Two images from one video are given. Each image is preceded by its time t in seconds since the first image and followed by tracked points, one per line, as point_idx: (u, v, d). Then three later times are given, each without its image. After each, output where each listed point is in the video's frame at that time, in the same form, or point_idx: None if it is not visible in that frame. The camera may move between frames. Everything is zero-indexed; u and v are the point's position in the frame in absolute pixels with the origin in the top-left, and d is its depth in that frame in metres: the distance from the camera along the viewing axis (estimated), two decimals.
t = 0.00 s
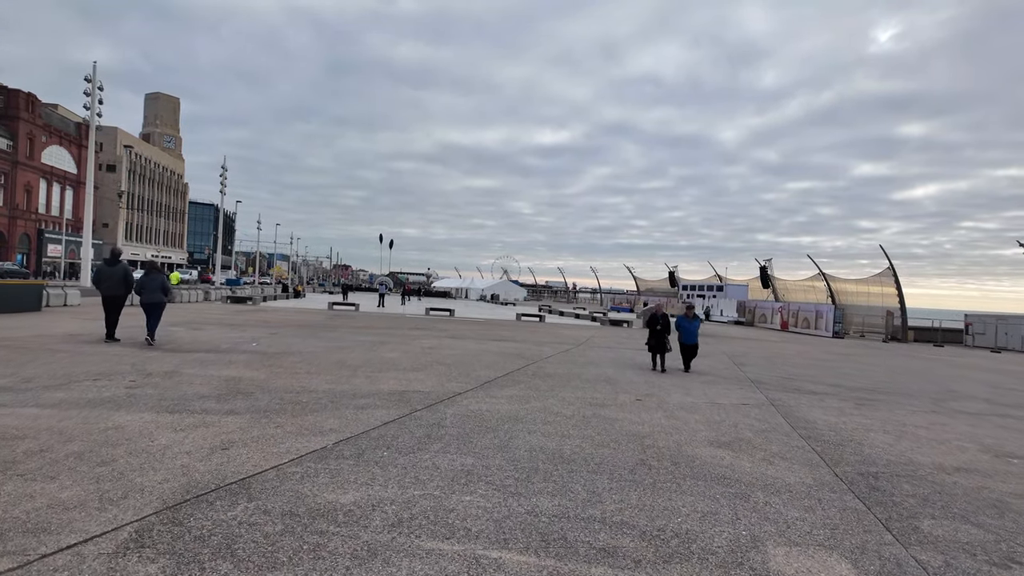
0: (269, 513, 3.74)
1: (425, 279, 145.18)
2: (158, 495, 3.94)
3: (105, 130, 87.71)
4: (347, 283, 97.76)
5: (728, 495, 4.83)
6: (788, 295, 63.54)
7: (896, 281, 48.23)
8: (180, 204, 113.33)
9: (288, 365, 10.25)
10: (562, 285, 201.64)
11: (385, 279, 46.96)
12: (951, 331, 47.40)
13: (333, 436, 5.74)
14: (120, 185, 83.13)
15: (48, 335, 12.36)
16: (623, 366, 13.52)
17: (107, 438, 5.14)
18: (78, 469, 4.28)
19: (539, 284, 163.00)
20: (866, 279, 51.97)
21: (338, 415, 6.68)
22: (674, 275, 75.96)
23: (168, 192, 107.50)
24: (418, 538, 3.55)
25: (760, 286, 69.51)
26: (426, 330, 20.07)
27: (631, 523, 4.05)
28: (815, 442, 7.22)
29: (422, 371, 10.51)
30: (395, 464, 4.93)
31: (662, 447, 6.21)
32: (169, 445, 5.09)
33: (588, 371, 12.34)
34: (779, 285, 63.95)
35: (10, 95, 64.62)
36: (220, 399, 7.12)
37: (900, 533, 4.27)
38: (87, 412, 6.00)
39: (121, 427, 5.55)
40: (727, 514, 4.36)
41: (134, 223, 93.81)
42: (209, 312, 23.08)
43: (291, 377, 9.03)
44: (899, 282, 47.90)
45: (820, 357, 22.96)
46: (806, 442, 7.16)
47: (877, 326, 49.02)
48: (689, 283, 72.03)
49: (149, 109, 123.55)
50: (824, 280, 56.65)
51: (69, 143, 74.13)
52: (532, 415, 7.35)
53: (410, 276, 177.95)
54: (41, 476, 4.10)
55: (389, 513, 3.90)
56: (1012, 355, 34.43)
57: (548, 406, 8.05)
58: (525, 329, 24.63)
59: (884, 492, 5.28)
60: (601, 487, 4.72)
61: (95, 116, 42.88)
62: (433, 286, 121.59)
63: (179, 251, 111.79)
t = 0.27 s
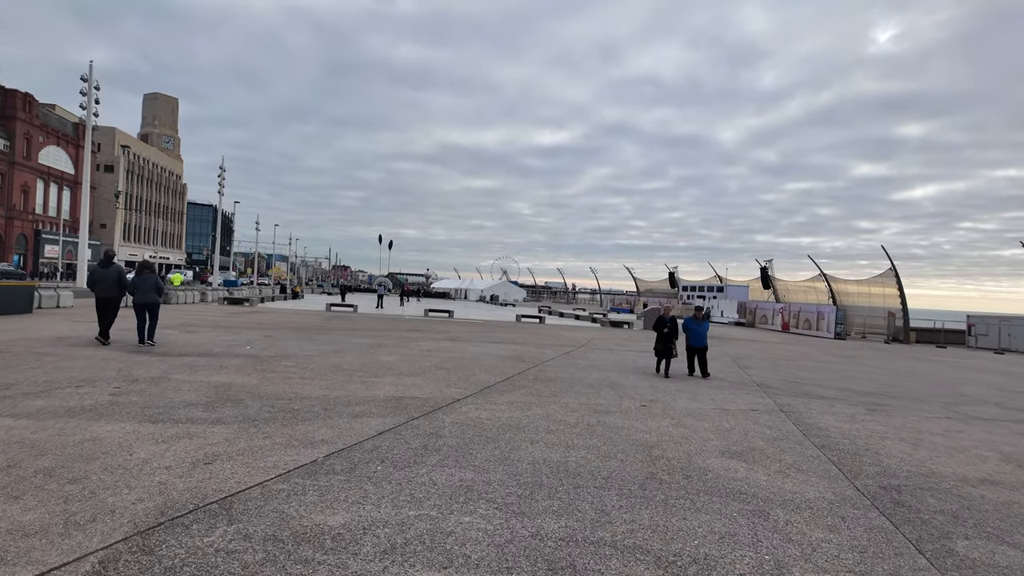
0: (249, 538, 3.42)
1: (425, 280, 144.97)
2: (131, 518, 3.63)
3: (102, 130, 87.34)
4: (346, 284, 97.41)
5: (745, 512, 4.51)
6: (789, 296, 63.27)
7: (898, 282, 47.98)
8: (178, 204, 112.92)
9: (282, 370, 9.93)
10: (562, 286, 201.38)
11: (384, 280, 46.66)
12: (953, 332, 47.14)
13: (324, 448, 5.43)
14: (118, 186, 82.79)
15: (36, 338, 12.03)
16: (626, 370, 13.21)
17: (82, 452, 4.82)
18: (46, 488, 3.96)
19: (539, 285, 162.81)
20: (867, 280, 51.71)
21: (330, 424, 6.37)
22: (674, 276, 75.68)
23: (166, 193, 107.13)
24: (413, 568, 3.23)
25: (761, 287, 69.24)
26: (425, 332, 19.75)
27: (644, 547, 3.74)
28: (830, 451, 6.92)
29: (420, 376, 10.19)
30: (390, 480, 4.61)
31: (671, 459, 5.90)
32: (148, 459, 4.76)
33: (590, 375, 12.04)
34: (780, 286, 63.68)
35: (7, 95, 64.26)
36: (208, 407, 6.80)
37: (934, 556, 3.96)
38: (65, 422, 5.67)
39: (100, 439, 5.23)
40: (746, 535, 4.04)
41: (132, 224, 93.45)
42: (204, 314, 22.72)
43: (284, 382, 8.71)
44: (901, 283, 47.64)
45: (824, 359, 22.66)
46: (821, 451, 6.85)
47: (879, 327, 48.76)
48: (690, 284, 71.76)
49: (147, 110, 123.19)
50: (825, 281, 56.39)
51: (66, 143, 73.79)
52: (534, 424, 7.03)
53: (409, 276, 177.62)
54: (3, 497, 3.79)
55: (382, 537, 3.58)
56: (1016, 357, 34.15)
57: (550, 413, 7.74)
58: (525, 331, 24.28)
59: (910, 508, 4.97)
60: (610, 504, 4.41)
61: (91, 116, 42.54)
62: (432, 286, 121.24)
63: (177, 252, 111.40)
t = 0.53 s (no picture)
0: (228, 560, 3.10)
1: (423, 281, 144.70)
2: (99, 537, 3.30)
3: (99, 130, 86.89)
4: (344, 284, 97.07)
5: (768, 526, 4.19)
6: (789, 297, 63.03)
7: (899, 283, 47.74)
8: (175, 205, 112.44)
9: (275, 372, 9.60)
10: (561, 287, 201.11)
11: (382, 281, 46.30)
12: (955, 333, 46.92)
13: (315, 456, 5.11)
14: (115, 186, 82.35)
15: (22, 339, 11.67)
16: (629, 372, 12.88)
17: (54, 460, 4.48)
18: (8, 503, 3.63)
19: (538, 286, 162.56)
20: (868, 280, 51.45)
21: (323, 430, 6.04)
22: (674, 277, 75.42)
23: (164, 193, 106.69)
24: None
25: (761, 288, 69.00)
26: (423, 332, 19.40)
27: (662, 567, 3.42)
28: (847, 457, 6.60)
29: (418, 378, 9.86)
30: (384, 491, 4.29)
31: (683, 467, 5.59)
32: (124, 469, 4.43)
33: (593, 377, 11.71)
34: (780, 286, 63.44)
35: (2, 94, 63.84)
36: (195, 411, 6.46)
37: None
38: (39, 428, 5.34)
39: (75, 446, 4.90)
40: (772, 553, 3.73)
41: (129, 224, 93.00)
42: (199, 315, 22.33)
43: (276, 385, 8.37)
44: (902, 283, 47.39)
45: (828, 360, 22.37)
46: (838, 458, 6.54)
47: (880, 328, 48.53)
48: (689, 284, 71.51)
49: (145, 110, 122.75)
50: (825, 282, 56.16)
51: (62, 143, 73.35)
52: (537, 428, 6.71)
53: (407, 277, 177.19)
54: None
55: (375, 557, 3.26)
56: (1019, 358, 33.93)
57: (554, 417, 7.41)
58: (525, 332, 23.91)
59: (941, 520, 4.65)
60: (622, 519, 4.09)
61: (86, 115, 42.16)
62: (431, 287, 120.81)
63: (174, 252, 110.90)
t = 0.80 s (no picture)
0: None
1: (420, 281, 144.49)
2: (57, 570, 2.96)
3: (94, 129, 86.33)
4: (341, 285, 96.84)
5: (791, 548, 3.88)
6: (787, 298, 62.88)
7: (898, 284, 47.58)
8: (171, 204, 111.80)
9: (266, 376, 9.24)
10: (558, 288, 201.10)
11: (379, 282, 45.99)
12: (954, 334, 46.82)
13: (305, 470, 4.78)
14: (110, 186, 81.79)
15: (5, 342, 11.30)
16: (632, 375, 12.56)
17: (19, 477, 4.14)
18: None
19: (535, 287, 162.44)
20: (867, 281, 51.27)
21: (314, 440, 5.71)
22: (671, 278, 75.34)
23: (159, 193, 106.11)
24: None
25: (759, 288, 68.89)
26: (420, 334, 19.07)
27: None
28: (864, 467, 6.30)
29: (414, 383, 9.53)
30: (377, 511, 3.96)
31: (694, 480, 5.28)
32: (95, 486, 4.09)
33: (595, 380, 11.39)
34: (778, 287, 63.31)
35: None
36: (178, 420, 6.12)
37: None
38: (9, 440, 4.99)
39: (44, 460, 4.55)
40: None
41: (124, 224, 92.42)
42: (191, 316, 21.92)
43: (266, 391, 8.02)
44: (901, 284, 47.23)
45: (830, 362, 22.13)
46: (855, 468, 6.24)
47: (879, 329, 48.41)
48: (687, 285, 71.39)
49: (141, 109, 122.17)
50: (824, 283, 56.05)
51: (56, 142, 72.78)
52: (539, 437, 6.39)
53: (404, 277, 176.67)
54: None
55: None
56: (1018, 360, 33.82)
57: (557, 425, 7.08)
58: (523, 334, 23.57)
59: (974, 540, 4.34)
60: (635, 542, 3.77)
61: (79, 113, 41.69)
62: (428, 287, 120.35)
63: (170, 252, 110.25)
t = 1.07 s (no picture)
0: None
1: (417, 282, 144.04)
2: None
3: (88, 128, 85.65)
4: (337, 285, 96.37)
5: (819, 566, 3.57)
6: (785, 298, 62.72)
7: (897, 284, 47.42)
8: (166, 204, 111.13)
9: (255, 378, 8.89)
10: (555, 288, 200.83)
11: (375, 282, 45.54)
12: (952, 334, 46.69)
13: (291, 480, 4.45)
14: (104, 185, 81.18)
15: None
16: (634, 377, 12.23)
17: None
18: None
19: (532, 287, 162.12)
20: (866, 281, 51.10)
21: (303, 447, 5.37)
22: (669, 278, 75.13)
23: (154, 192, 105.45)
24: None
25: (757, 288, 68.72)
26: (416, 335, 18.72)
27: None
28: (883, 474, 6.00)
29: (409, 385, 9.19)
30: (368, 528, 3.64)
31: (707, 489, 4.96)
32: (60, 501, 3.75)
33: (596, 382, 11.06)
34: (776, 287, 63.13)
35: None
36: (159, 425, 5.77)
37: None
38: None
39: (7, 471, 4.20)
40: None
41: (118, 224, 91.78)
42: (183, 316, 21.51)
43: (254, 395, 7.66)
44: (900, 284, 47.06)
45: (832, 362, 21.86)
46: (874, 475, 5.93)
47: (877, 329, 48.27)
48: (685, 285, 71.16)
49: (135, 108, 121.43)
50: (822, 283, 55.90)
51: (49, 141, 72.15)
52: (542, 443, 6.07)
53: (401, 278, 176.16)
54: None
55: None
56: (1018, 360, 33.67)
57: (559, 429, 6.76)
58: (521, 334, 23.22)
59: (1012, 555, 4.04)
60: (650, 562, 3.46)
61: (71, 111, 41.19)
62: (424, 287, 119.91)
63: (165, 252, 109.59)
